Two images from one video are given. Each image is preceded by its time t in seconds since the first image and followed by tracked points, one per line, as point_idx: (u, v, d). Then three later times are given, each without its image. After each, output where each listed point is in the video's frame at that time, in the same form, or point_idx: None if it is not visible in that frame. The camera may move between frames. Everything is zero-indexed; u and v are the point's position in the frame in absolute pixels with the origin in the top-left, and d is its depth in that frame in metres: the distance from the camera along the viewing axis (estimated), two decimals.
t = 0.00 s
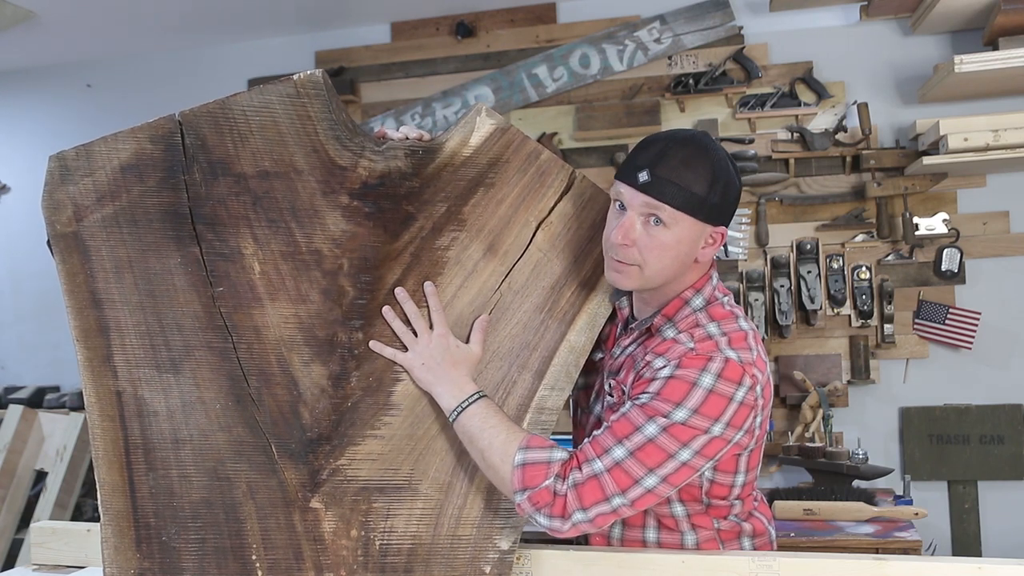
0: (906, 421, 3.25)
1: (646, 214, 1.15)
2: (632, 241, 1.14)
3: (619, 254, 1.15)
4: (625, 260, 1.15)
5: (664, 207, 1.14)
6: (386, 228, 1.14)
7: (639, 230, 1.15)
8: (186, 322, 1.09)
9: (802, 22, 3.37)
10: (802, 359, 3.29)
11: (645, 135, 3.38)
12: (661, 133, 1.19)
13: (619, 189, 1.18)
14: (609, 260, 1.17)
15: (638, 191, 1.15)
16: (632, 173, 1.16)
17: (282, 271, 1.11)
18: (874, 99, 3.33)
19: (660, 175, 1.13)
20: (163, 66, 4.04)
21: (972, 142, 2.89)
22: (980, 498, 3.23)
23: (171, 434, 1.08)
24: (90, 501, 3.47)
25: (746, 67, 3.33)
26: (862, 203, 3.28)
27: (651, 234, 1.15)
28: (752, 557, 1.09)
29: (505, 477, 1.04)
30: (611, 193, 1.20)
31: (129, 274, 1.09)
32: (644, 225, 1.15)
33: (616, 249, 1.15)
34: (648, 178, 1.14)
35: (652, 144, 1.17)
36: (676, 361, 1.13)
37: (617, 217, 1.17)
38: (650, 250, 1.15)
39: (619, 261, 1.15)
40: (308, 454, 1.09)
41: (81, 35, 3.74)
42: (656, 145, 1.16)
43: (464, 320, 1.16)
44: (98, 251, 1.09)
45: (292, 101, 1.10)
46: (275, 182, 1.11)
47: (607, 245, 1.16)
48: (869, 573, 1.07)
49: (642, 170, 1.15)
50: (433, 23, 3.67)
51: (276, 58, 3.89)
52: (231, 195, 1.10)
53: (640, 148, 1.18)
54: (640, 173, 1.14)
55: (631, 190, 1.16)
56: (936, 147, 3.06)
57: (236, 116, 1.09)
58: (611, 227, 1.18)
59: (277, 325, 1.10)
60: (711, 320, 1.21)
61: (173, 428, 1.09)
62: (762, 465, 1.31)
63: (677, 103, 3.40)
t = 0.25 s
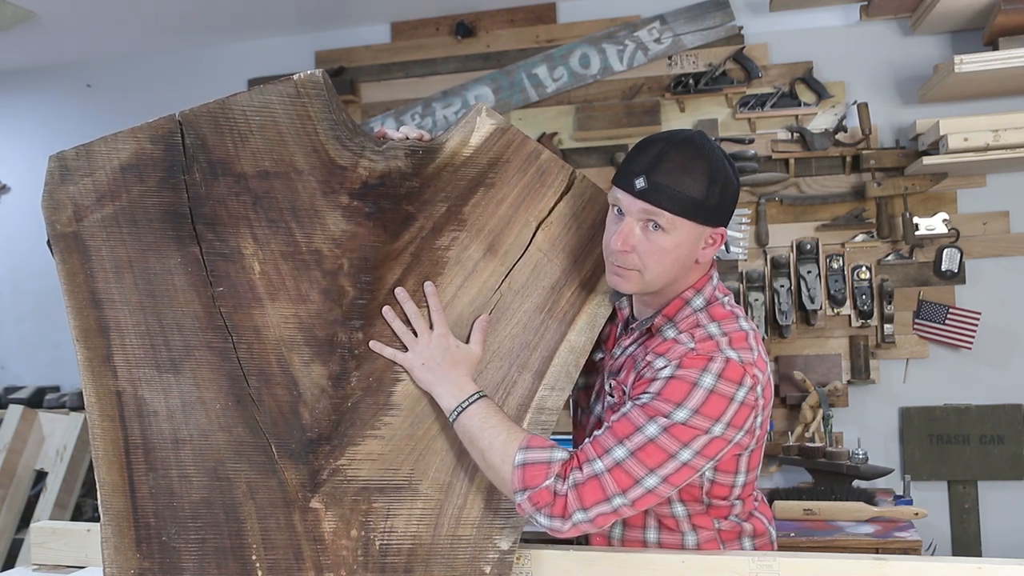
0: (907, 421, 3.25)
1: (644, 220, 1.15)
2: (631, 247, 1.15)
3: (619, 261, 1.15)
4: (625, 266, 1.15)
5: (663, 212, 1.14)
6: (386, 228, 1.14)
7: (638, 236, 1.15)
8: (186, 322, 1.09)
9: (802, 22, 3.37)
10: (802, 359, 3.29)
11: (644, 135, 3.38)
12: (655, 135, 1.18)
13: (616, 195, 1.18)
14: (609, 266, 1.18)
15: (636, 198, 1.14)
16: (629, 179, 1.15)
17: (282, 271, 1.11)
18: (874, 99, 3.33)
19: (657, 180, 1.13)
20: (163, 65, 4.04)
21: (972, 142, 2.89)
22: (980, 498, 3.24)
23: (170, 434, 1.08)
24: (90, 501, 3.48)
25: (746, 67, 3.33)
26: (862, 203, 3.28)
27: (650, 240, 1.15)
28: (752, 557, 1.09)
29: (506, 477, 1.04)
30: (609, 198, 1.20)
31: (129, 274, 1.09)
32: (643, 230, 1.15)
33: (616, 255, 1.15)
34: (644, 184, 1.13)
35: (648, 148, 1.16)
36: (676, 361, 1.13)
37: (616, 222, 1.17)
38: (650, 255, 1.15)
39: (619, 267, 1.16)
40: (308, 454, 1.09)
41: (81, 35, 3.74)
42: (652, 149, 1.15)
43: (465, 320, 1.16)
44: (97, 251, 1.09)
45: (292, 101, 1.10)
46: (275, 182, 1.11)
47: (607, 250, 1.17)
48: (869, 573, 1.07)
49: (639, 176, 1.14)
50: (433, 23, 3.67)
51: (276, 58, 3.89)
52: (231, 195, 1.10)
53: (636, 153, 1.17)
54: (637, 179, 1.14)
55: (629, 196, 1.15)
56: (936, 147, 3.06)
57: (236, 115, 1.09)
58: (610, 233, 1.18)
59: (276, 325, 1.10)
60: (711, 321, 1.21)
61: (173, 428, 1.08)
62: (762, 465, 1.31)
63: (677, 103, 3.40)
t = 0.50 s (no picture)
0: (907, 421, 3.25)
1: (646, 219, 1.14)
2: (631, 245, 1.14)
3: (618, 259, 1.15)
4: (625, 264, 1.15)
5: (663, 210, 1.14)
6: (386, 228, 1.14)
7: (638, 234, 1.15)
8: (186, 322, 1.09)
9: (802, 22, 3.37)
10: (802, 359, 3.29)
11: (644, 135, 3.38)
12: (657, 134, 1.18)
13: (617, 193, 1.17)
14: (609, 264, 1.18)
15: (637, 196, 1.14)
16: (630, 178, 1.15)
17: (282, 271, 1.11)
18: (874, 99, 3.33)
19: (658, 179, 1.13)
20: (163, 65, 4.04)
21: (972, 142, 2.89)
22: (980, 498, 3.24)
23: (171, 434, 1.08)
24: (90, 501, 3.48)
25: (746, 67, 3.33)
26: (862, 203, 3.28)
27: (650, 238, 1.15)
28: (752, 557, 1.09)
29: (506, 477, 1.04)
30: (610, 196, 1.20)
31: (129, 273, 1.09)
32: (643, 228, 1.15)
33: (616, 253, 1.15)
34: (646, 183, 1.13)
35: (649, 147, 1.16)
36: (677, 361, 1.13)
37: (617, 220, 1.17)
38: (650, 254, 1.15)
39: (619, 264, 1.16)
40: (308, 454, 1.09)
41: (81, 35, 3.74)
42: (653, 148, 1.15)
43: (465, 320, 1.16)
44: (97, 251, 1.09)
45: (292, 100, 1.10)
46: (275, 181, 1.11)
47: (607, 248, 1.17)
48: (868, 574, 1.07)
49: (640, 174, 1.14)
50: (433, 23, 3.67)
51: (276, 58, 3.89)
52: (231, 194, 1.10)
53: (638, 152, 1.17)
54: (638, 178, 1.14)
55: (630, 195, 1.15)
56: (936, 147, 3.06)
57: (236, 115, 1.09)
58: (610, 230, 1.18)
59: (276, 325, 1.10)
60: (711, 320, 1.21)
61: (173, 428, 1.08)
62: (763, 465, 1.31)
63: (677, 103, 3.40)
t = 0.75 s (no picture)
0: (907, 421, 3.25)
1: (649, 218, 1.15)
2: (633, 242, 1.15)
3: (619, 254, 1.15)
4: (624, 261, 1.15)
5: (668, 211, 1.14)
6: (386, 228, 1.14)
7: (641, 232, 1.15)
8: (186, 322, 1.09)
9: (802, 22, 3.37)
10: (802, 359, 3.29)
11: (644, 135, 3.38)
12: (671, 134, 1.18)
13: (624, 189, 1.18)
14: (609, 259, 1.18)
15: (643, 194, 1.15)
16: (639, 175, 1.15)
17: (282, 271, 1.11)
18: (874, 99, 3.33)
19: (665, 179, 1.13)
20: (163, 65, 4.04)
21: (972, 142, 2.89)
22: (980, 498, 3.24)
23: (170, 435, 1.08)
24: (90, 501, 3.48)
25: (746, 67, 3.33)
26: (862, 203, 3.28)
27: (652, 237, 1.15)
28: (752, 557, 1.09)
29: (508, 477, 1.04)
30: (616, 192, 1.20)
31: (128, 273, 1.09)
32: (646, 227, 1.15)
33: (616, 249, 1.15)
34: (654, 182, 1.13)
35: (661, 146, 1.16)
36: (678, 359, 1.13)
37: (621, 216, 1.17)
38: (650, 253, 1.15)
39: (619, 261, 1.16)
40: (308, 454, 1.09)
41: (80, 35, 3.73)
42: (665, 148, 1.15)
43: (465, 320, 1.16)
44: (97, 251, 1.09)
45: (292, 100, 1.10)
46: (275, 181, 1.11)
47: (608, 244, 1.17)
48: (868, 574, 1.07)
49: (649, 174, 1.14)
50: (433, 23, 3.67)
51: (276, 58, 3.89)
52: (231, 194, 1.10)
53: (649, 150, 1.17)
54: (647, 176, 1.14)
55: (637, 192, 1.16)
56: (936, 147, 3.06)
57: (236, 114, 1.09)
58: (613, 225, 1.18)
59: (276, 325, 1.10)
60: (712, 318, 1.22)
61: (173, 428, 1.08)
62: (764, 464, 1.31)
63: (677, 103, 3.40)
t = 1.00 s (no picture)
0: (907, 421, 3.25)
1: (650, 228, 1.14)
2: (635, 252, 1.15)
3: (623, 264, 1.16)
4: (628, 271, 1.16)
5: (669, 220, 1.14)
6: (386, 228, 1.14)
7: (643, 241, 1.15)
8: (185, 322, 1.09)
9: (802, 22, 3.37)
10: (802, 359, 3.29)
11: (644, 135, 3.38)
12: (668, 137, 1.18)
13: (623, 198, 1.17)
14: (614, 266, 1.19)
15: (643, 204, 1.14)
16: (637, 185, 1.15)
17: (282, 271, 1.11)
18: (874, 99, 3.33)
19: (665, 189, 1.13)
20: (163, 65, 4.04)
21: (972, 142, 2.89)
22: (980, 498, 3.24)
23: (170, 435, 1.08)
24: (90, 501, 3.48)
25: (746, 67, 3.33)
26: (862, 203, 3.28)
27: (655, 246, 1.15)
28: (752, 557, 1.09)
29: (508, 477, 1.04)
30: (616, 199, 1.20)
31: (128, 273, 1.09)
32: (648, 236, 1.15)
33: (620, 259, 1.16)
34: (652, 193, 1.13)
35: (659, 152, 1.16)
36: (680, 358, 1.13)
37: (622, 224, 1.17)
38: (654, 261, 1.16)
39: (623, 271, 1.17)
40: (308, 454, 1.09)
41: (80, 35, 3.73)
42: (663, 155, 1.15)
43: (466, 320, 1.16)
44: (96, 251, 1.09)
45: (292, 98, 1.10)
46: (275, 180, 1.11)
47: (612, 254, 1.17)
48: (869, 573, 1.07)
49: (648, 183, 1.14)
50: (433, 23, 3.67)
51: (276, 58, 3.89)
52: (230, 193, 1.10)
53: (646, 157, 1.16)
54: (645, 187, 1.14)
55: (636, 202, 1.15)
56: (936, 147, 3.06)
57: (235, 113, 1.09)
58: (616, 233, 1.18)
59: (276, 325, 1.10)
60: (714, 317, 1.22)
61: (172, 428, 1.08)
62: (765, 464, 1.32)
63: (677, 103, 3.40)
